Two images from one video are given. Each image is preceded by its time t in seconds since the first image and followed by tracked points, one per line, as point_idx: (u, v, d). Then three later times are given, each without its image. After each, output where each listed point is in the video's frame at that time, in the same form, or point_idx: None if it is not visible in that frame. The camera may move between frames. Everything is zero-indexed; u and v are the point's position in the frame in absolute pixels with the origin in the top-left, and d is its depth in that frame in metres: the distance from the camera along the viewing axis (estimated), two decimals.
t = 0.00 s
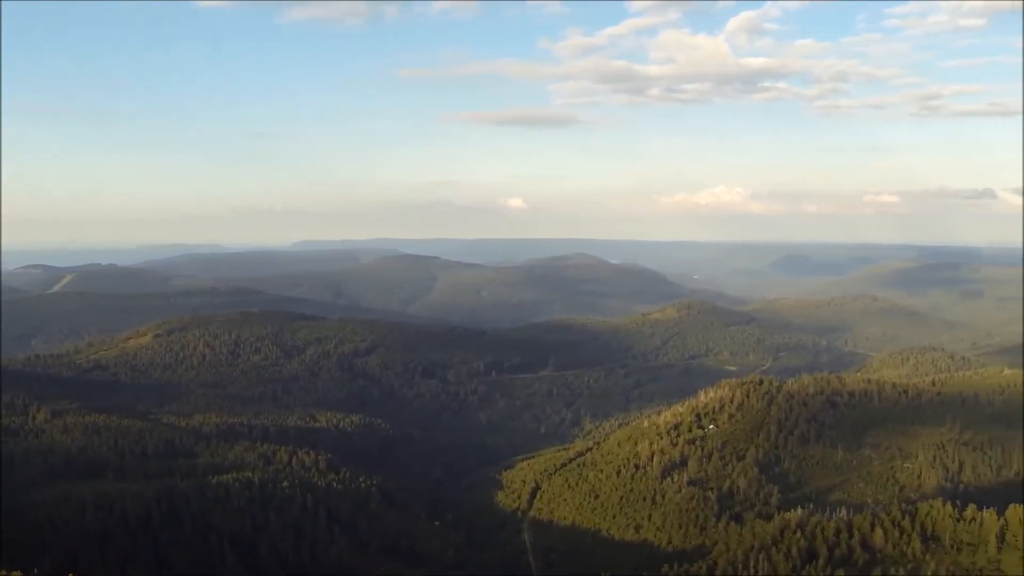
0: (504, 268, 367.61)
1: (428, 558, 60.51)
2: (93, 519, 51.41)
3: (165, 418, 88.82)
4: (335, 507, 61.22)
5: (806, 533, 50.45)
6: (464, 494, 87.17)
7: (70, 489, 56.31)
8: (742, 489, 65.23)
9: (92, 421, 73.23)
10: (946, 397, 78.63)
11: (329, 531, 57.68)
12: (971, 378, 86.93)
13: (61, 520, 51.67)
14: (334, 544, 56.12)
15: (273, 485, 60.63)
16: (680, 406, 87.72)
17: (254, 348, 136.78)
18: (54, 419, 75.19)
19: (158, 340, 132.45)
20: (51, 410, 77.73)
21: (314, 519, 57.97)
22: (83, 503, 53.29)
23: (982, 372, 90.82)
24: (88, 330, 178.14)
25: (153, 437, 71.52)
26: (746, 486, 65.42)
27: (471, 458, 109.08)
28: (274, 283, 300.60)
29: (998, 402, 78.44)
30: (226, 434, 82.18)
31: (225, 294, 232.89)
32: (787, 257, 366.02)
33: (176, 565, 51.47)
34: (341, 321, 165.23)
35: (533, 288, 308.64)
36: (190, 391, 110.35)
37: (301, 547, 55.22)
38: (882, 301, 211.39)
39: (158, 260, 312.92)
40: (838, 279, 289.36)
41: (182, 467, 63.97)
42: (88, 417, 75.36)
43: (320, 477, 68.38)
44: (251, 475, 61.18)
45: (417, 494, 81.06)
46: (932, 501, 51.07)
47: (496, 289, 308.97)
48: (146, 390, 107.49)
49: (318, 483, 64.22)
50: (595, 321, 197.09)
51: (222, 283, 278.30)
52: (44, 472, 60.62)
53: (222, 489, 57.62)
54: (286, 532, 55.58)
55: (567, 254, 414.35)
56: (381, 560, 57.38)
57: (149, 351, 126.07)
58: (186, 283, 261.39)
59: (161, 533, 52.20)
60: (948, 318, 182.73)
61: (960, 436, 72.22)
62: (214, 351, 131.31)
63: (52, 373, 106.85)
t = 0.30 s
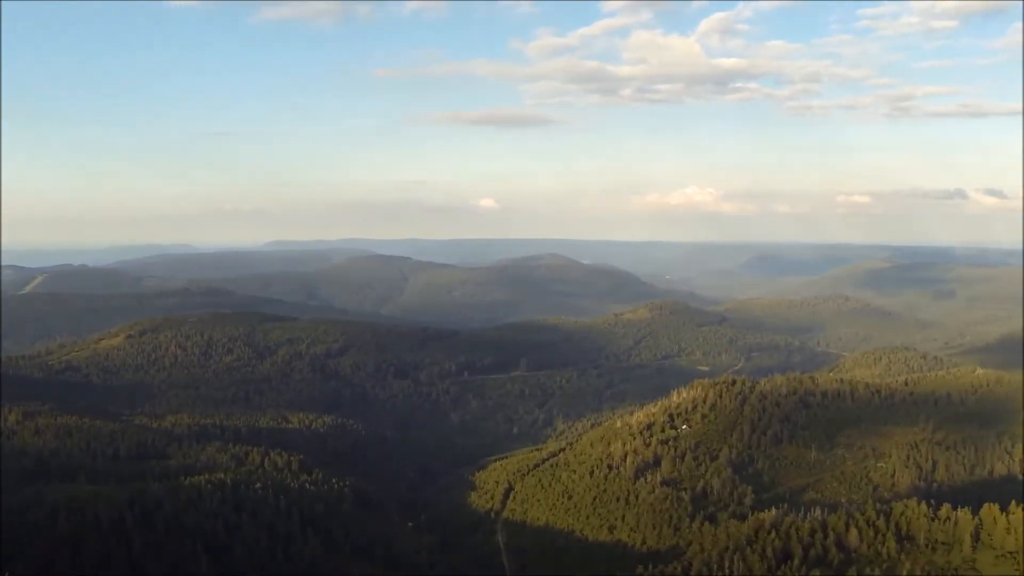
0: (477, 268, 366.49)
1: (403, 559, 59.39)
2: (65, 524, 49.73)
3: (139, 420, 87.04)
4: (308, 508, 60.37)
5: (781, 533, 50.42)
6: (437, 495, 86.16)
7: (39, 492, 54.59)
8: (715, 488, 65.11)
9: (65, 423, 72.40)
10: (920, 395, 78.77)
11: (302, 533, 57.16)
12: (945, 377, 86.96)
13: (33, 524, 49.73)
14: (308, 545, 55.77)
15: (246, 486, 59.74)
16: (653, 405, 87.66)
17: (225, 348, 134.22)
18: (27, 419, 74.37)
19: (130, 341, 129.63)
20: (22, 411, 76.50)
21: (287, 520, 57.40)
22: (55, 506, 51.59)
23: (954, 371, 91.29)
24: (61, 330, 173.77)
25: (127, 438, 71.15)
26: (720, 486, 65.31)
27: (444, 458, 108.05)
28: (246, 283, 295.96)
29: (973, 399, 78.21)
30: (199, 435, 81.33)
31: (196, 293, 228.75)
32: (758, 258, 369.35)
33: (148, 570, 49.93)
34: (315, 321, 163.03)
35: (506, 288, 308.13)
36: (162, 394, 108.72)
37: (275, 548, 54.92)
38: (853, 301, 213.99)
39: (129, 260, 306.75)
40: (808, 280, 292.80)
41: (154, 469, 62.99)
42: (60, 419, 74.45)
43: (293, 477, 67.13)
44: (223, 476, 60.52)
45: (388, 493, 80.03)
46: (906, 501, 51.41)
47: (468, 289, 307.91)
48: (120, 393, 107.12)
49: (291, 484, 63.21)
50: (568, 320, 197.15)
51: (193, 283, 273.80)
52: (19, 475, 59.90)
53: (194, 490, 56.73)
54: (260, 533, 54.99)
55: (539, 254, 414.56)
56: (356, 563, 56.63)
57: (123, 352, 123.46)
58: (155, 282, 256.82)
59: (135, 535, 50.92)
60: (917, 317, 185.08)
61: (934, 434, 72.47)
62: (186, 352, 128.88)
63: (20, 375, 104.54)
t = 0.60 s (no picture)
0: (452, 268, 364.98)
1: (380, 559, 58.92)
2: (39, 526, 50.25)
3: (114, 420, 85.98)
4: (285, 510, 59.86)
5: (759, 533, 50.39)
6: (413, 495, 85.17)
7: (14, 496, 55.00)
8: (692, 489, 64.92)
9: (39, 424, 71.87)
10: (895, 395, 79.36)
11: (278, 534, 57.36)
12: (919, 377, 87.67)
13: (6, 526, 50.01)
14: (283, 547, 56.01)
15: (222, 488, 59.59)
16: (629, 405, 87.56)
17: (200, 349, 131.83)
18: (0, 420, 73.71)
19: (103, 342, 127.12)
20: None
21: (262, 520, 57.48)
22: (30, 507, 52.11)
23: (928, 370, 92.17)
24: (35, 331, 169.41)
25: (102, 438, 70.29)
26: (697, 486, 65.12)
27: (419, 458, 107.03)
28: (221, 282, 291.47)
29: (948, 399, 78.69)
30: (176, 437, 80.16)
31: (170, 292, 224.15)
32: (732, 259, 372.46)
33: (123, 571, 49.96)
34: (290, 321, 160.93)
35: (481, 288, 307.29)
36: (137, 396, 106.69)
37: (250, 549, 55.13)
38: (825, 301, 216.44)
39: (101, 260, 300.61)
40: (781, 280, 295.87)
41: (130, 471, 62.59)
42: (34, 420, 73.81)
43: (268, 478, 66.40)
44: (198, 477, 60.52)
45: (363, 493, 79.08)
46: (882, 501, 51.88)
47: (444, 289, 306.48)
48: (95, 394, 105.07)
49: (267, 485, 62.51)
50: (544, 320, 197.02)
51: (165, 282, 269.13)
52: None
53: (170, 492, 56.51)
54: (236, 536, 55.15)
55: (514, 254, 414.35)
56: (332, 566, 56.60)
57: (97, 353, 121.09)
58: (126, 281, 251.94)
59: (111, 536, 51.11)
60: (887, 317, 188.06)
61: (909, 433, 73.10)
62: (160, 353, 126.75)
63: None
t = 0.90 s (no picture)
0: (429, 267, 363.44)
1: (357, 561, 58.84)
2: (17, 528, 48.24)
3: (92, 421, 84.87)
4: (262, 512, 60.14)
5: (739, 533, 50.36)
6: (392, 495, 84.44)
7: None
8: (672, 489, 64.69)
9: (13, 426, 70.62)
10: (874, 395, 79.94)
11: (256, 536, 57.31)
12: (897, 376, 88.34)
13: None
14: (262, 547, 56.19)
15: (200, 490, 59.62)
16: (608, 406, 87.42)
17: (179, 350, 129.59)
18: None
19: (81, 342, 124.84)
20: None
21: (240, 522, 57.46)
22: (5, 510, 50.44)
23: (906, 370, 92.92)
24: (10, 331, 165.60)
25: (78, 440, 69.68)
26: (677, 487, 64.87)
27: (398, 459, 106.12)
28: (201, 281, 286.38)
29: (928, 398, 78.27)
30: (154, 438, 78.52)
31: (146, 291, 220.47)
32: (709, 259, 374.97)
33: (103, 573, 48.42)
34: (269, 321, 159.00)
35: (459, 288, 306.27)
36: (115, 397, 104.49)
37: (229, 551, 54.73)
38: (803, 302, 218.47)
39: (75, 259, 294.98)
40: (757, 280, 298.33)
41: (108, 471, 62.84)
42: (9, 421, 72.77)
43: (246, 481, 66.55)
44: (176, 480, 60.31)
45: (340, 492, 78.39)
46: (862, 501, 52.08)
47: (422, 289, 305.01)
48: (71, 395, 102.99)
49: (244, 488, 62.63)
50: (523, 320, 196.64)
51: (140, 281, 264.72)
52: None
53: (148, 494, 56.35)
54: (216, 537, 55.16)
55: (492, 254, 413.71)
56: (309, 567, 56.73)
57: (74, 353, 118.78)
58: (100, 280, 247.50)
59: (90, 539, 49.62)
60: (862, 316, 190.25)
61: (890, 432, 73.42)
62: (139, 353, 124.71)
63: None
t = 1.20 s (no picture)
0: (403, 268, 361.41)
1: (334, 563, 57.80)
2: None
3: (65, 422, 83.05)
4: (237, 513, 58.89)
5: (715, 533, 50.30)
6: (368, 496, 83.33)
7: None
8: (648, 489, 64.49)
9: None
10: (847, 394, 80.71)
11: (231, 538, 56.10)
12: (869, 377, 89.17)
13: None
14: (237, 551, 54.86)
15: (174, 491, 58.12)
16: (582, 406, 87.10)
17: (152, 350, 126.99)
18: None
19: (54, 342, 122.23)
20: None
21: (216, 523, 56.21)
22: None
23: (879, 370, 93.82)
24: None
25: (50, 441, 67.71)
26: (653, 487, 64.68)
27: (373, 459, 104.87)
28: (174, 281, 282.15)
29: (902, 397, 79.83)
30: (126, 439, 76.81)
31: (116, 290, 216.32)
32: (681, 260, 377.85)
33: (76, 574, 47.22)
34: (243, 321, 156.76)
35: (433, 288, 304.87)
36: (88, 397, 102.42)
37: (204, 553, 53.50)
38: (775, 302, 220.77)
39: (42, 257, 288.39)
40: (729, 280, 301.15)
41: (81, 473, 60.96)
42: None
43: (221, 482, 65.13)
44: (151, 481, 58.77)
45: (314, 493, 77.29)
46: (839, 501, 52.23)
47: (396, 289, 303.08)
48: (42, 395, 100.55)
49: (219, 489, 61.31)
50: (497, 320, 196.01)
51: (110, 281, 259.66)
52: None
53: (122, 495, 54.79)
54: (189, 541, 53.68)
55: (466, 254, 412.68)
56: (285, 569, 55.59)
57: (45, 354, 116.17)
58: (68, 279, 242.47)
59: (64, 540, 48.41)
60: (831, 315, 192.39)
61: (865, 431, 73.96)
62: (113, 353, 122.40)
63: None
